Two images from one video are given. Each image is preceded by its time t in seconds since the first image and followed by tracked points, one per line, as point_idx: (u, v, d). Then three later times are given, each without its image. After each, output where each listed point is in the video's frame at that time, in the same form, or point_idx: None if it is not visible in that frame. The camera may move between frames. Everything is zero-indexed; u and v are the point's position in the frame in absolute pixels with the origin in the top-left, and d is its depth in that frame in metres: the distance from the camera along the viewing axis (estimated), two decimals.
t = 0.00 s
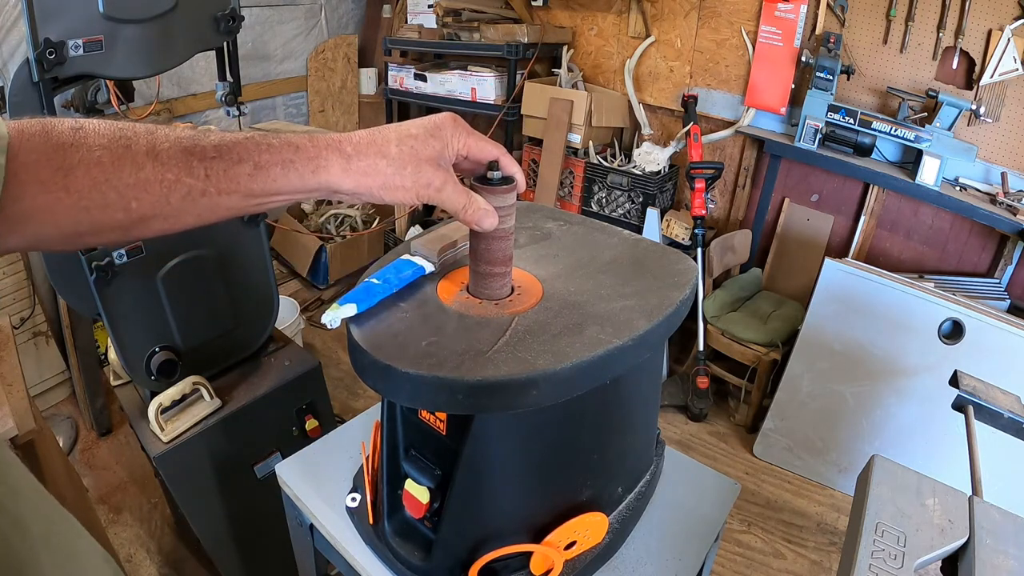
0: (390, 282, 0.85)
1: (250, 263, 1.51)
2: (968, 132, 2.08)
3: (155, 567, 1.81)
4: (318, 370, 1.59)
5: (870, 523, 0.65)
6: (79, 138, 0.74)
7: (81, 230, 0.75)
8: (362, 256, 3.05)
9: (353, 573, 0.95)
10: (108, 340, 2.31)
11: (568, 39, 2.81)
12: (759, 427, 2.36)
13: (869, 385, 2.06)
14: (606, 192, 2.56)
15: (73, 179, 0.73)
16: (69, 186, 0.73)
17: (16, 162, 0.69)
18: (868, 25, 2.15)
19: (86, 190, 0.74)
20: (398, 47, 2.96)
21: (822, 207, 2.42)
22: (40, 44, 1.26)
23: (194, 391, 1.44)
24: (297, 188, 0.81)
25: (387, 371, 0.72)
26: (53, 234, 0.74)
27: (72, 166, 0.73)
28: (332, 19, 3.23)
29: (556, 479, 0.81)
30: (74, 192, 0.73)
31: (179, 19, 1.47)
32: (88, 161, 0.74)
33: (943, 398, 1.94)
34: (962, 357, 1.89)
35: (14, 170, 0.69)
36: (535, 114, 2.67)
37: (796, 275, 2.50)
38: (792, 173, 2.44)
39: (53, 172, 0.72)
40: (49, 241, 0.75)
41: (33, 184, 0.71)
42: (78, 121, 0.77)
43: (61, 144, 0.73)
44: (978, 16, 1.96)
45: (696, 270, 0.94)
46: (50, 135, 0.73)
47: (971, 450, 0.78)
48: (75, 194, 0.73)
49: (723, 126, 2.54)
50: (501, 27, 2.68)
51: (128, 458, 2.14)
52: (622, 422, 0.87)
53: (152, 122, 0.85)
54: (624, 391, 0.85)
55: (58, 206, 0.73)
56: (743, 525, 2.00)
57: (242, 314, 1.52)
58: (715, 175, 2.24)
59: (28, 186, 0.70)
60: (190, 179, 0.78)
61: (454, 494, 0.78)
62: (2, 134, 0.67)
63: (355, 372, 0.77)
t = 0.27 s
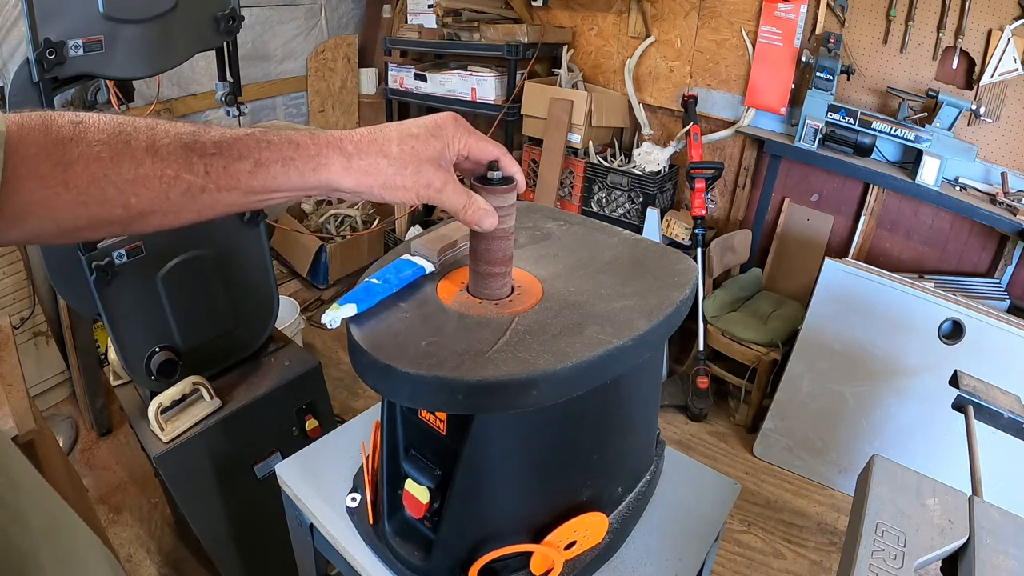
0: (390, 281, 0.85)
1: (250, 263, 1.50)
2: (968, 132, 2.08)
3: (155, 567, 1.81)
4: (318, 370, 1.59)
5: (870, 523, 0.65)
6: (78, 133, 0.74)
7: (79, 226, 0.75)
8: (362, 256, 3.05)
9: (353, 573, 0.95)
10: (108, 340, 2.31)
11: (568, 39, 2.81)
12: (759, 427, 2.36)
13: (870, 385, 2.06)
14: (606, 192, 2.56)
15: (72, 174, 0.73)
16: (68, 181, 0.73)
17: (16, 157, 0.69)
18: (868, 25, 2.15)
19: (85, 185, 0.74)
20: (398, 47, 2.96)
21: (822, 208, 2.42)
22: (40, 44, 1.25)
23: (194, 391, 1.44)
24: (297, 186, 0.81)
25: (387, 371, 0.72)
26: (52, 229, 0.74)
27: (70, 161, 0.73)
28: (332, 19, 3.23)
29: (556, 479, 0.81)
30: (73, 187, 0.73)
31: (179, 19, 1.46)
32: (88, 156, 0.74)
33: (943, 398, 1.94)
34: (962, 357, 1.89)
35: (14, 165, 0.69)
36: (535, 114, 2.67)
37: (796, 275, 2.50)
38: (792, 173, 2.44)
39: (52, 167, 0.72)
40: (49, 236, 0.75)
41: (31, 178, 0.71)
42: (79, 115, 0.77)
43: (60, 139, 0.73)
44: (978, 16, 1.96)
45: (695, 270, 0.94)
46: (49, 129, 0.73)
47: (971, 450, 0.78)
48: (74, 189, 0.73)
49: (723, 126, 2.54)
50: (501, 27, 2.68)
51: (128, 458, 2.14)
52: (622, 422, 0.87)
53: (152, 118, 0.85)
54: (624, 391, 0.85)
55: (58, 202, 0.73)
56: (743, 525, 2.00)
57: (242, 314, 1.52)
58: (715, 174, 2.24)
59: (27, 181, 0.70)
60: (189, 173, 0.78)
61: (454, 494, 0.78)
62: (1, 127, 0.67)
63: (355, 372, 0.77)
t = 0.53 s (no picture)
0: (390, 281, 0.85)
1: (250, 263, 1.50)
2: (968, 132, 2.08)
3: (155, 567, 1.81)
4: (318, 370, 1.59)
5: (870, 523, 0.65)
6: (80, 131, 0.75)
7: (79, 222, 0.75)
8: (362, 256, 3.05)
9: (353, 573, 0.95)
10: (108, 339, 2.31)
11: (568, 39, 2.81)
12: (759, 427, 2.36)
13: (870, 385, 2.06)
14: (606, 192, 2.56)
15: (72, 171, 0.73)
16: (68, 178, 0.73)
17: (17, 154, 0.69)
18: (868, 25, 2.15)
19: (85, 183, 0.74)
20: (398, 47, 2.96)
21: (822, 207, 2.42)
22: (40, 44, 1.25)
23: (194, 391, 1.44)
24: (294, 187, 0.81)
25: (387, 371, 0.72)
26: (51, 227, 0.74)
27: (71, 158, 0.73)
28: (332, 19, 3.23)
29: (556, 479, 0.81)
30: (74, 184, 0.73)
31: (179, 19, 1.46)
32: (88, 153, 0.74)
33: (943, 398, 1.94)
34: (962, 357, 1.89)
35: (14, 161, 0.69)
36: (535, 114, 2.67)
37: (796, 275, 2.50)
38: (792, 173, 2.44)
39: (53, 165, 0.72)
40: (47, 232, 0.75)
41: (32, 176, 0.71)
42: (80, 113, 0.78)
43: (61, 136, 0.73)
44: (978, 16, 1.96)
45: (695, 270, 0.94)
46: (51, 126, 0.73)
47: (971, 450, 0.78)
48: (74, 186, 0.73)
49: (723, 126, 2.54)
50: (501, 27, 2.68)
51: (128, 458, 2.14)
52: (622, 423, 0.87)
53: (153, 117, 0.85)
54: (624, 391, 0.85)
55: (57, 201, 0.73)
56: (743, 525, 2.00)
57: (242, 315, 1.52)
58: (715, 174, 2.24)
59: (28, 177, 0.71)
60: (188, 173, 0.78)
61: (454, 494, 0.78)
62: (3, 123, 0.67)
63: (355, 372, 0.77)
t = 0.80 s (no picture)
0: (390, 281, 0.85)
1: (251, 264, 1.51)
2: (968, 132, 2.08)
3: (155, 567, 1.81)
4: (318, 370, 1.59)
5: (870, 523, 0.65)
6: (80, 131, 0.74)
7: (78, 223, 0.75)
8: (362, 256, 3.05)
9: (352, 573, 0.95)
10: (108, 339, 2.31)
11: (568, 39, 2.81)
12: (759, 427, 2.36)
13: (870, 385, 2.06)
14: (606, 192, 2.56)
15: (72, 172, 0.73)
16: (68, 179, 0.72)
17: (17, 155, 0.69)
18: (868, 25, 2.15)
19: (85, 184, 0.73)
20: (398, 47, 2.96)
21: (822, 208, 2.42)
22: (40, 44, 1.25)
23: (194, 391, 1.44)
24: (294, 191, 0.81)
25: (387, 371, 0.72)
26: (51, 227, 0.74)
27: (72, 158, 0.73)
28: (332, 19, 3.23)
29: (556, 479, 0.81)
30: (74, 184, 0.73)
31: (179, 19, 1.46)
32: (89, 154, 0.74)
33: (943, 398, 1.94)
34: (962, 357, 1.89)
35: (15, 162, 0.69)
36: (535, 114, 2.67)
37: (796, 275, 2.50)
38: (792, 173, 2.44)
39: (53, 165, 0.72)
40: (46, 232, 0.75)
41: (32, 176, 0.70)
42: (80, 113, 0.77)
43: (62, 136, 0.73)
44: (979, 16, 1.96)
45: (695, 270, 0.94)
46: (51, 126, 0.73)
47: (971, 450, 0.78)
48: (74, 187, 0.73)
49: (723, 126, 2.54)
50: (501, 27, 2.68)
51: (128, 458, 2.14)
52: (622, 423, 0.87)
53: (152, 118, 0.85)
54: (624, 391, 0.85)
55: (57, 201, 0.73)
56: (743, 525, 2.00)
57: (242, 315, 1.52)
58: (715, 175, 2.24)
59: (28, 178, 0.70)
60: (187, 176, 0.78)
61: (454, 494, 0.78)
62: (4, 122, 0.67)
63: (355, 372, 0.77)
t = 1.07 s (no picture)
0: (390, 281, 0.85)
1: (251, 263, 1.51)
2: (968, 132, 2.08)
3: (155, 567, 1.81)
4: (318, 370, 1.59)
5: (870, 523, 0.65)
6: (78, 136, 0.75)
7: (79, 227, 0.75)
8: (362, 256, 3.05)
9: (352, 573, 0.95)
10: (108, 340, 2.31)
11: (568, 39, 2.81)
12: (759, 427, 2.36)
13: (870, 385, 2.06)
14: (606, 192, 2.56)
15: (72, 176, 0.73)
16: (68, 183, 0.73)
17: (16, 159, 0.70)
18: (868, 25, 2.15)
19: (84, 188, 0.74)
20: (398, 47, 2.96)
21: (822, 207, 2.42)
22: (40, 44, 1.26)
23: (194, 391, 1.44)
24: (294, 191, 0.81)
25: (387, 371, 0.72)
26: (51, 229, 0.74)
27: (70, 163, 0.73)
28: (332, 19, 3.23)
29: (556, 479, 0.81)
30: (73, 189, 0.73)
31: (179, 19, 1.46)
32: (87, 158, 0.74)
33: (943, 398, 1.94)
34: (962, 357, 1.89)
35: (14, 166, 0.70)
36: (535, 114, 2.67)
37: (796, 275, 2.50)
38: (792, 173, 2.44)
39: (52, 169, 0.72)
40: (47, 236, 0.75)
41: (31, 180, 0.71)
42: (79, 118, 0.78)
43: (61, 141, 0.73)
44: (978, 16, 1.96)
45: (695, 270, 0.94)
46: (50, 131, 0.73)
47: (971, 450, 0.78)
48: (73, 191, 0.73)
49: (723, 126, 2.54)
50: (501, 27, 2.68)
51: (128, 458, 2.14)
52: (622, 422, 0.87)
53: (151, 121, 0.85)
54: (624, 391, 0.85)
55: (57, 204, 0.73)
56: (743, 525, 2.00)
57: (242, 315, 1.52)
58: (715, 175, 2.24)
59: (27, 182, 0.71)
60: (186, 178, 0.78)
61: (454, 494, 0.78)
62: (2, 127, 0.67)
63: (355, 372, 0.77)
